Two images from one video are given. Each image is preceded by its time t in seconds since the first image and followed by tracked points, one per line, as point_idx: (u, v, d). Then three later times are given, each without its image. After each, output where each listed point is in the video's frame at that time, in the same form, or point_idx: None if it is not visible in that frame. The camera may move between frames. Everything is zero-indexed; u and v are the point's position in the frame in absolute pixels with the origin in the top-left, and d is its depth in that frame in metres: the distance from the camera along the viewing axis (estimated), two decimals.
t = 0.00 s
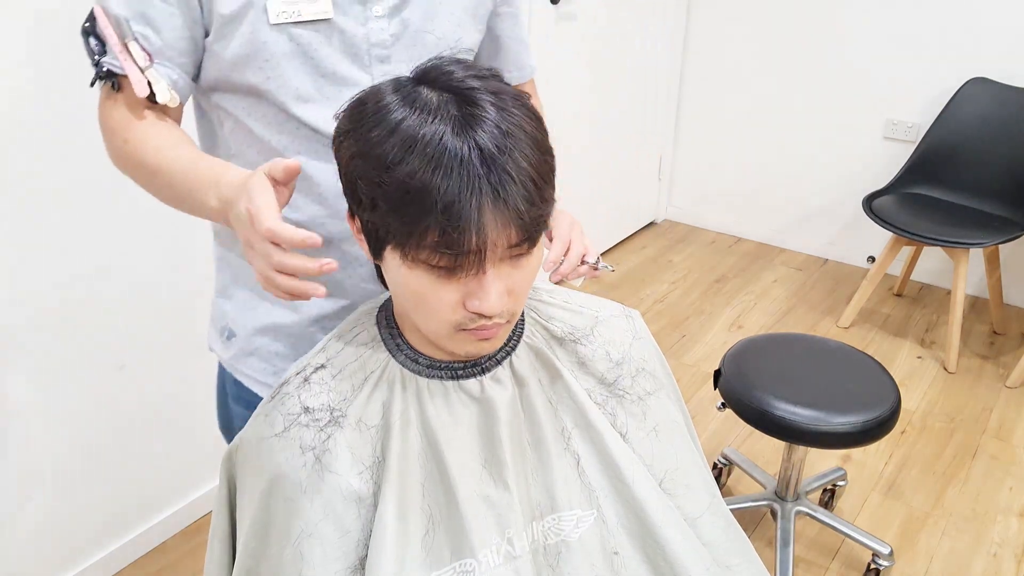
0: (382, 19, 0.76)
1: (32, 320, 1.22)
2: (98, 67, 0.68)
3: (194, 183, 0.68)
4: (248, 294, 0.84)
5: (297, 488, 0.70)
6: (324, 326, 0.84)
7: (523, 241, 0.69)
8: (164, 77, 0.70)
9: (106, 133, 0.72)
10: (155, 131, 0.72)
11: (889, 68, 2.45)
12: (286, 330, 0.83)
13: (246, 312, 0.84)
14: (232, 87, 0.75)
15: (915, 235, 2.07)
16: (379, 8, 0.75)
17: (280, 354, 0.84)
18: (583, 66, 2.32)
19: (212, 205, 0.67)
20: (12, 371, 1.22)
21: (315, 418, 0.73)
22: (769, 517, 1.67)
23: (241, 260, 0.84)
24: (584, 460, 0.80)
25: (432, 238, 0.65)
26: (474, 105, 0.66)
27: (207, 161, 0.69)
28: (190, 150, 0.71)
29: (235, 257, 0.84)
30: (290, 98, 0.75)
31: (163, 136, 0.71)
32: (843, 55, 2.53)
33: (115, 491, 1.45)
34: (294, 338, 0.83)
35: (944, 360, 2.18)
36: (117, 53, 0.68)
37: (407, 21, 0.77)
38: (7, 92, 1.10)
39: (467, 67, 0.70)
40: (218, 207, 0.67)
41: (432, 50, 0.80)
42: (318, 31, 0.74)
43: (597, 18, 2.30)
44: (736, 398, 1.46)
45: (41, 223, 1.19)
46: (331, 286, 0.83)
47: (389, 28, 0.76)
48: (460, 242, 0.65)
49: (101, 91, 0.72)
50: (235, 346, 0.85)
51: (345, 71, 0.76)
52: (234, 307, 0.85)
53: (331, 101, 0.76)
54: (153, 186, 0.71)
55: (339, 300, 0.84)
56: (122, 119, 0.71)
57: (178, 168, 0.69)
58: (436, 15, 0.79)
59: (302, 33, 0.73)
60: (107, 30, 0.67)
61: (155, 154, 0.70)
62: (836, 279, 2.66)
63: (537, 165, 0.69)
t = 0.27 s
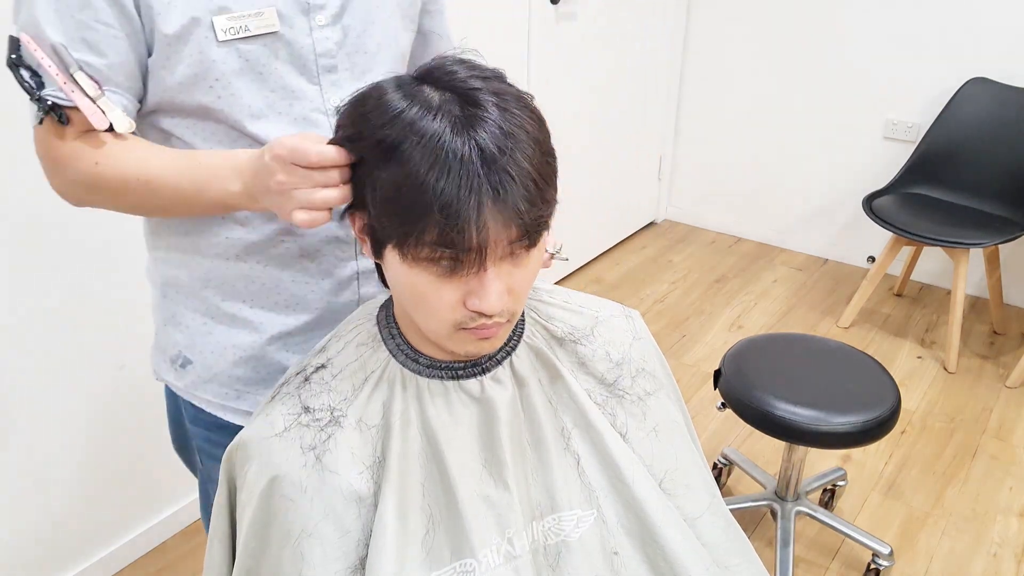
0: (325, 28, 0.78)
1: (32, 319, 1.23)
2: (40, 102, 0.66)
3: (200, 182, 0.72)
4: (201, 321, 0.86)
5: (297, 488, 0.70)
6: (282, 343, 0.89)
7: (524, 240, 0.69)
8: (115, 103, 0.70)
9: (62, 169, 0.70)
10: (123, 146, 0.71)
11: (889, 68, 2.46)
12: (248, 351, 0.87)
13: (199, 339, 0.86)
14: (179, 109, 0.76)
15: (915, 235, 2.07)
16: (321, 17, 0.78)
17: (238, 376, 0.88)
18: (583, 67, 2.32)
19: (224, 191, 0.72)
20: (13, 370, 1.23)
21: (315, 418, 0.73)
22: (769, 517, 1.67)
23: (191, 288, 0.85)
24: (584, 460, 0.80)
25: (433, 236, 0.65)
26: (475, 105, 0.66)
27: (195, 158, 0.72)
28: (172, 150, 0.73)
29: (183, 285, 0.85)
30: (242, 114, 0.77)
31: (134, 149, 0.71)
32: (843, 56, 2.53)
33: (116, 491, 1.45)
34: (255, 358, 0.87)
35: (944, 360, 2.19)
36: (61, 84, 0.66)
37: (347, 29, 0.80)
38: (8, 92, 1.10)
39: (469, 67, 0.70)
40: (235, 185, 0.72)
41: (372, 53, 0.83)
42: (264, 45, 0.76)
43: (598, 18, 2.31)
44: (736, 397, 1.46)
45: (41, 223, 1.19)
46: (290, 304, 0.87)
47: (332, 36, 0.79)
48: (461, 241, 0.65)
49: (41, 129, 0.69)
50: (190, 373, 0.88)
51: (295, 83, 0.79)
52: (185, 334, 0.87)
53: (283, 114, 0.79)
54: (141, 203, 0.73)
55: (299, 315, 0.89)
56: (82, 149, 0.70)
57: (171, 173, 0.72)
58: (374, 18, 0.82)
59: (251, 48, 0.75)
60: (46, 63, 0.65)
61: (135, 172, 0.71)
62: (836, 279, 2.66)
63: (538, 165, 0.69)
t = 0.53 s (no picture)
0: (306, 24, 0.76)
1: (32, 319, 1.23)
2: (3, 113, 0.65)
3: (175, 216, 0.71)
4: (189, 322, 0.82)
5: (297, 488, 0.70)
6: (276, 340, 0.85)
7: (524, 237, 0.69)
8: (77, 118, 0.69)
9: (30, 181, 0.70)
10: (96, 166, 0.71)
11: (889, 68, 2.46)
12: (241, 350, 0.82)
13: (187, 341, 0.82)
14: (160, 117, 0.74)
15: (915, 235, 2.07)
16: (301, 13, 0.76)
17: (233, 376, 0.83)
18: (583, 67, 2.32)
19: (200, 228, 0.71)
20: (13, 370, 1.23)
21: (315, 418, 0.73)
22: (769, 517, 1.67)
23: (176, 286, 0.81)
24: (584, 460, 0.80)
25: (433, 233, 0.66)
26: (472, 102, 0.67)
27: (173, 194, 0.71)
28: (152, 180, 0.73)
29: (168, 284, 0.82)
30: (224, 118, 0.75)
31: (105, 171, 0.71)
32: (842, 56, 2.54)
33: (116, 490, 1.45)
34: (247, 356, 0.83)
35: (944, 360, 2.19)
36: (25, 98, 0.65)
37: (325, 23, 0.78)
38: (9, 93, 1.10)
39: (466, 65, 0.70)
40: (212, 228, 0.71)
41: (350, 46, 0.82)
42: (246, 46, 0.74)
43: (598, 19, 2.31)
44: (736, 397, 1.46)
45: (41, 223, 1.20)
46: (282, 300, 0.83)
47: (313, 32, 0.77)
48: (461, 238, 0.66)
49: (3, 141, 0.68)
50: (181, 375, 0.84)
51: (278, 81, 0.76)
52: (172, 337, 0.83)
53: (267, 114, 0.77)
54: (114, 223, 0.72)
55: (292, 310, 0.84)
56: (48, 165, 0.69)
57: (146, 200, 0.71)
58: (351, 11, 0.80)
59: (231, 50, 0.73)
60: (11, 76, 0.64)
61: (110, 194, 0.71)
62: (836, 279, 2.66)
63: (537, 162, 0.69)
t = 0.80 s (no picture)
0: (299, 21, 0.77)
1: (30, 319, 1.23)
2: (43, 114, 0.64)
3: (203, 199, 0.67)
4: (187, 306, 0.84)
5: (296, 488, 0.70)
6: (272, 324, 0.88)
7: (523, 236, 0.69)
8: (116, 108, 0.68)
9: (70, 180, 0.67)
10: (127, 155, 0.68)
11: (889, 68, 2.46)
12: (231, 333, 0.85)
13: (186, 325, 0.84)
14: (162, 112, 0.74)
15: (915, 235, 2.07)
16: (293, 9, 0.76)
17: (229, 357, 0.86)
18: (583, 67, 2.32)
19: (231, 211, 0.68)
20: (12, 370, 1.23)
21: (315, 418, 0.73)
22: (769, 517, 1.67)
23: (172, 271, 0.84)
24: (584, 461, 0.80)
25: (433, 233, 0.66)
26: (472, 102, 0.67)
27: (199, 176, 0.68)
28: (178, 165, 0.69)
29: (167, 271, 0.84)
30: (220, 112, 0.76)
31: (140, 160, 0.68)
32: (842, 56, 2.53)
33: (116, 490, 1.45)
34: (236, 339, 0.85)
35: (944, 360, 2.19)
36: (62, 93, 0.64)
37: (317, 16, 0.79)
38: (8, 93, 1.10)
39: (465, 66, 0.70)
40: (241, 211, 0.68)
41: (343, 38, 0.82)
42: (243, 43, 0.74)
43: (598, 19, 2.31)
44: (735, 396, 1.46)
45: (40, 223, 1.20)
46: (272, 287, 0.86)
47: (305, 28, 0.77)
48: (460, 238, 0.66)
49: (47, 141, 0.66)
50: (175, 359, 0.85)
51: (271, 76, 0.77)
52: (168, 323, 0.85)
53: (262, 108, 0.78)
54: (144, 217, 0.69)
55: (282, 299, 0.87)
56: (83, 158, 0.67)
57: (176, 185, 0.67)
58: (341, 4, 0.81)
59: (228, 48, 0.74)
60: (45, 75, 0.64)
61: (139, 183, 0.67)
62: (836, 279, 2.66)
63: (536, 162, 0.69)
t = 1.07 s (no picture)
0: (283, 15, 0.76)
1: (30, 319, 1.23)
2: (42, 125, 0.64)
3: (230, 208, 0.71)
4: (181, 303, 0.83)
5: (299, 487, 0.70)
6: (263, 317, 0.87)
7: (529, 234, 0.69)
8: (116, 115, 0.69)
9: (82, 192, 0.68)
10: (145, 171, 0.70)
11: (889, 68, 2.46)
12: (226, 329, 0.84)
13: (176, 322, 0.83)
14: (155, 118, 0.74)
15: (914, 235, 2.07)
16: (277, 4, 0.76)
17: (221, 352, 0.85)
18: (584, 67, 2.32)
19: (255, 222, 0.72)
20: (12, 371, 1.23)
21: (318, 417, 0.73)
22: (769, 517, 1.67)
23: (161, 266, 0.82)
24: (586, 461, 0.80)
25: (440, 229, 0.66)
26: (478, 99, 0.67)
27: (224, 190, 0.72)
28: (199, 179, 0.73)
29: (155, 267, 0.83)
30: (210, 112, 0.75)
31: (146, 172, 0.70)
32: (842, 56, 2.54)
33: (115, 490, 1.45)
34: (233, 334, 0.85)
35: (944, 360, 2.19)
36: (60, 104, 0.64)
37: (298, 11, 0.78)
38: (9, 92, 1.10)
39: (471, 64, 0.70)
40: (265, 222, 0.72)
41: (324, 30, 0.81)
42: (230, 43, 0.74)
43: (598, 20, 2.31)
44: (736, 396, 1.46)
45: (40, 222, 1.19)
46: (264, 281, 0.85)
47: (289, 22, 0.77)
48: (467, 234, 0.66)
49: (44, 150, 0.66)
50: (166, 356, 0.85)
51: (257, 71, 0.77)
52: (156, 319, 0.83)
53: (250, 104, 0.78)
54: (158, 228, 0.71)
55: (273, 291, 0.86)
56: (94, 169, 0.68)
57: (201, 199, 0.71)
58: None
59: (217, 46, 0.73)
60: (40, 85, 0.64)
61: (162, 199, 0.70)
62: (836, 279, 2.66)
63: (543, 159, 0.69)
